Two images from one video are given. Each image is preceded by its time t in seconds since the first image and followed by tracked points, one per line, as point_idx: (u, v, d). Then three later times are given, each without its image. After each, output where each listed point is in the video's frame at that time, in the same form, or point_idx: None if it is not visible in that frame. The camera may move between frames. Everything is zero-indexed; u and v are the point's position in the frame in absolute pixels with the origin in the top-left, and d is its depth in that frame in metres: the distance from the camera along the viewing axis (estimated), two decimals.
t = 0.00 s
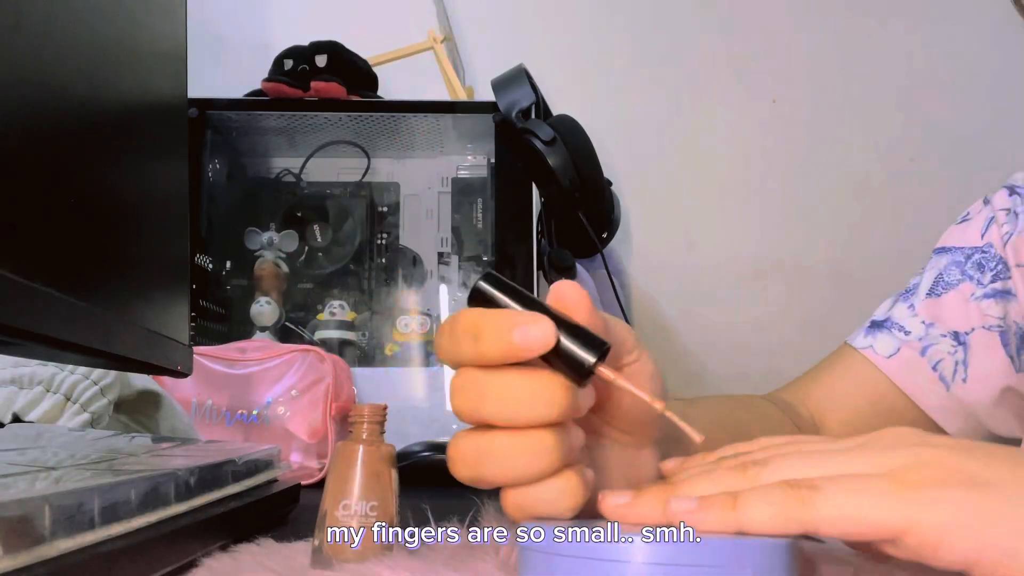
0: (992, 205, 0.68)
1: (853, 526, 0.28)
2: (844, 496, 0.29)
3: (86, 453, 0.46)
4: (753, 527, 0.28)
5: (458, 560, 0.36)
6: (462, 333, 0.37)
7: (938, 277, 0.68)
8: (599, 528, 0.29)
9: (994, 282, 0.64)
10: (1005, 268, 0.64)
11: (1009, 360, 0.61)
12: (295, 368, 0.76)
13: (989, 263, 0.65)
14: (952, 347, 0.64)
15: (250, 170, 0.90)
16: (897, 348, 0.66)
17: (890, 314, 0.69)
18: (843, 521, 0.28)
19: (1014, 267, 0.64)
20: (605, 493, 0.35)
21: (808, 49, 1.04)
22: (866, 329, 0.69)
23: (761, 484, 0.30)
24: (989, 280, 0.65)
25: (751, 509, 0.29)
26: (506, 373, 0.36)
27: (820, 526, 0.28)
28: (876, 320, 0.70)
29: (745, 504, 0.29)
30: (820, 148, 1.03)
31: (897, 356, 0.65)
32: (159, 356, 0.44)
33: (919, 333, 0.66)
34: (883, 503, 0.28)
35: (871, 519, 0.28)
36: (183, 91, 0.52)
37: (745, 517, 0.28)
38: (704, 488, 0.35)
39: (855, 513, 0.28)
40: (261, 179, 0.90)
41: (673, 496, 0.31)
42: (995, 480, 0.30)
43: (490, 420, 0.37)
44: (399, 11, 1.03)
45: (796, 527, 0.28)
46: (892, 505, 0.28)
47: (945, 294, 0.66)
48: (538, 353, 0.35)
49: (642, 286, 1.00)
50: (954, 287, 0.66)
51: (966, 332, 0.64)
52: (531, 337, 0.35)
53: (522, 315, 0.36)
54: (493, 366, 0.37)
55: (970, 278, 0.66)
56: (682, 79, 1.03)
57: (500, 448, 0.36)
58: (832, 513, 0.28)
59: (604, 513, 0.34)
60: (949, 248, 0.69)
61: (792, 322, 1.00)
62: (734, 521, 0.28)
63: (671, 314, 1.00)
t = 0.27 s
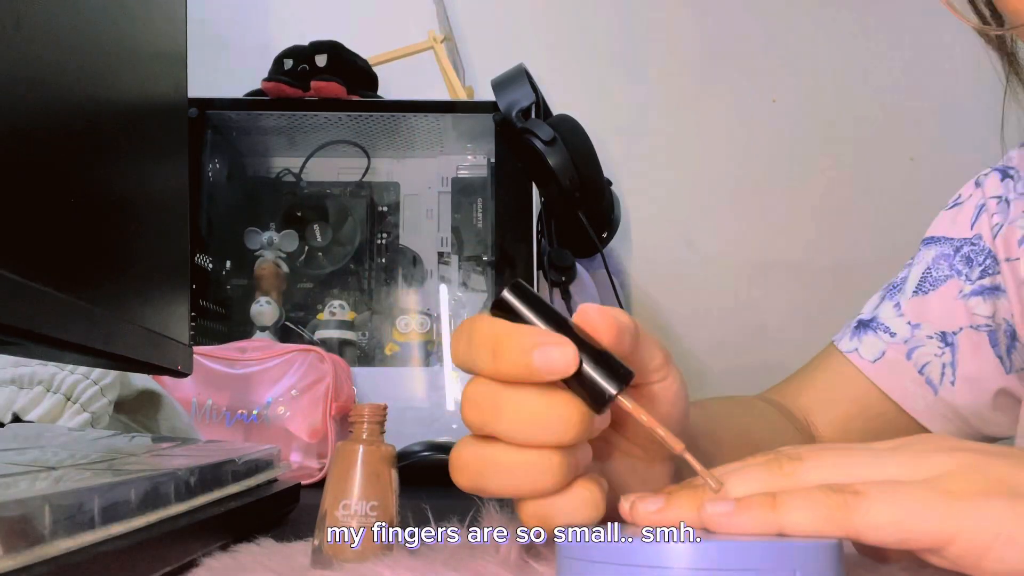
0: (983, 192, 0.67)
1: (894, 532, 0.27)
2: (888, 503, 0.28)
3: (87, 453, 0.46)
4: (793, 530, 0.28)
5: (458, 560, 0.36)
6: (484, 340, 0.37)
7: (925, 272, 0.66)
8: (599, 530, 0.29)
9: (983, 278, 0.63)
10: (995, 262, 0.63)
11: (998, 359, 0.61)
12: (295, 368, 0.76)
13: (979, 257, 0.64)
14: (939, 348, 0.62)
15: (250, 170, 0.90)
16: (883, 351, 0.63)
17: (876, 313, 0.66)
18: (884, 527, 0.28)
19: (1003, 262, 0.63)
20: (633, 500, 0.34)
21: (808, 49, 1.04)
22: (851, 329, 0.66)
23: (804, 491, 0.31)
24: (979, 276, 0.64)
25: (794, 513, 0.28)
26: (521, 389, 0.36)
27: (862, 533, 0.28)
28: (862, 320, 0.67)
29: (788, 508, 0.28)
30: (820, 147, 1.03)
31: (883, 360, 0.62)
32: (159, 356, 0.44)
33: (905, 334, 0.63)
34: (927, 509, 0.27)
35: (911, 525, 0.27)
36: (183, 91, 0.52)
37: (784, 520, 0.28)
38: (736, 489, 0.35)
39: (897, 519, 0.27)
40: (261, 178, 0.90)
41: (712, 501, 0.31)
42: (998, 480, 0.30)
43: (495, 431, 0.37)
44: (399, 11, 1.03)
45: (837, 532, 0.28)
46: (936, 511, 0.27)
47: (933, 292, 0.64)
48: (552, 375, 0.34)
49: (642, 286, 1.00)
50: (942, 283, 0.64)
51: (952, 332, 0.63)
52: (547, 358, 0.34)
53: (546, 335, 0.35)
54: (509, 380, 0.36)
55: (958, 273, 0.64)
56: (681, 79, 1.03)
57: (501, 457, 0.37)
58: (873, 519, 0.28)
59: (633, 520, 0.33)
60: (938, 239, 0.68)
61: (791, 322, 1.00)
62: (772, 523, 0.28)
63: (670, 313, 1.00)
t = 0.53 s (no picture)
0: (976, 187, 0.66)
1: (894, 533, 0.27)
2: (887, 504, 0.28)
3: (87, 453, 0.46)
4: (794, 530, 0.28)
5: (458, 560, 0.36)
6: (492, 349, 0.36)
7: (916, 270, 0.64)
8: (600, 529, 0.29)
9: (975, 276, 0.63)
10: (987, 260, 0.63)
11: (989, 359, 0.61)
12: (295, 368, 0.76)
13: (970, 255, 0.63)
14: (930, 348, 0.61)
15: (250, 170, 0.90)
16: (874, 352, 0.61)
17: (866, 312, 0.65)
18: (885, 529, 0.28)
19: (995, 259, 0.62)
20: (633, 500, 0.34)
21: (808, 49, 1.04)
22: (843, 329, 0.64)
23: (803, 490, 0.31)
24: (971, 275, 0.63)
25: (795, 513, 0.28)
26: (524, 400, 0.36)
27: (862, 534, 0.28)
28: (852, 320, 0.65)
29: (788, 508, 0.28)
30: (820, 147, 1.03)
31: (874, 360, 0.61)
32: (159, 356, 0.44)
33: (896, 334, 0.62)
34: (927, 511, 0.27)
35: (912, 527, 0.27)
36: (183, 91, 0.52)
37: (784, 520, 0.28)
38: (735, 489, 0.35)
39: (898, 521, 0.27)
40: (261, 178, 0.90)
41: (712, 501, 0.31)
42: (998, 479, 0.30)
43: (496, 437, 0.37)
44: (399, 11, 1.03)
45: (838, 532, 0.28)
46: (937, 513, 0.27)
47: (923, 291, 0.63)
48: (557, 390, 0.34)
49: (642, 286, 1.00)
50: (933, 281, 0.63)
51: (943, 331, 0.62)
52: (553, 373, 0.33)
53: (555, 349, 0.34)
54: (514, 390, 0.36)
55: (949, 270, 0.63)
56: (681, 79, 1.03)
57: (502, 461, 0.37)
58: (873, 520, 0.28)
59: (634, 521, 0.33)
60: (928, 235, 0.67)
61: (791, 322, 1.00)
62: (771, 523, 0.28)
63: (670, 313, 1.00)
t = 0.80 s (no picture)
0: (975, 187, 0.66)
1: (893, 536, 0.28)
2: (887, 507, 0.28)
3: (87, 453, 0.46)
4: (793, 531, 0.28)
5: (458, 560, 0.36)
6: (490, 346, 0.36)
7: (916, 269, 0.64)
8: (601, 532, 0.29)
9: (974, 275, 0.62)
10: (985, 259, 0.63)
11: (988, 358, 0.61)
12: (295, 368, 0.76)
13: (969, 254, 0.63)
14: (929, 348, 0.61)
15: (250, 170, 0.90)
16: (872, 352, 0.61)
17: (866, 313, 0.65)
18: (884, 532, 0.28)
19: (994, 258, 0.62)
20: (633, 500, 0.34)
21: (808, 49, 1.04)
22: (843, 330, 0.65)
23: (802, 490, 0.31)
24: (969, 274, 0.63)
25: (794, 514, 0.28)
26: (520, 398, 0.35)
27: (862, 536, 0.28)
28: (852, 320, 0.65)
29: (788, 509, 0.28)
30: (819, 148, 1.03)
31: (872, 361, 0.61)
32: (159, 356, 0.44)
33: (894, 334, 0.62)
34: (927, 516, 0.27)
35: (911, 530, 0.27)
36: (183, 91, 0.52)
37: (784, 521, 0.28)
38: (734, 490, 0.35)
39: (897, 523, 0.28)
40: (261, 178, 0.90)
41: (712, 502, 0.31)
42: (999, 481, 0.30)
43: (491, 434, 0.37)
44: (399, 11, 1.03)
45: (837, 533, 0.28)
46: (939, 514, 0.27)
47: (922, 290, 0.63)
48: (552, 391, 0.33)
49: (642, 286, 1.01)
50: (932, 280, 0.63)
51: (941, 331, 0.62)
52: (551, 375, 0.33)
53: (553, 349, 0.34)
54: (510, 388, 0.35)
55: (948, 270, 0.63)
56: (681, 79, 1.03)
57: (495, 458, 0.37)
58: (873, 522, 0.28)
59: (633, 521, 0.33)
60: (927, 236, 0.67)
61: (791, 322, 1.00)
62: (771, 524, 0.28)
63: (670, 313, 1.00)
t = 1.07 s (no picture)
0: (971, 185, 0.65)
1: (892, 519, 0.27)
2: (880, 489, 0.28)
3: (87, 453, 0.46)
4: (793, 526, 0.28)
5: (458, 560, 0.36)
6: (457, 334, 0.37)
7: (910, 266, 0.64)
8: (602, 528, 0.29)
9: (968, 274, 0.62)
10: (980, 258, 0.62)
11: (979, 356, 0.61)
12: (295, 368, 0.76)
13: (964, 253, 0.63)
14: (921, 345, 0.61)
15: (250, 170, 0.90)
16: (864, 347, 0.61)
17: (859, 308, 0.65)
18: (882, 512, 0.27)
19: (989, 258, 0.62)
20: (633, 500, 0.34)
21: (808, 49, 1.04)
22: (835, 324, 0.65)
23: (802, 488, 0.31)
24: (963, 273, 0.62)
25: (793, 508, 0.28)
26: (500, 380, 0.35)
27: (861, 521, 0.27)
28: (845, 314, 0.65)
29: (783, 503, 0.28)
30: (819, 148, 1.03)
31: (864, 356, 0.61)
32: (159, 356, 0.44)
33: (886, 330, 0.62)
34: (920, 492, 0.27)
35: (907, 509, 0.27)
36: (184, 92, 0.52)
37: (782, 516, 0.28)
38: (738, 489, 0.35)
39: (894, 504, 0.27)
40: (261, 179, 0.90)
41: (710, 498, 0.31)
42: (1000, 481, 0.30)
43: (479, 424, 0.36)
44: (399, 11, 1.03)
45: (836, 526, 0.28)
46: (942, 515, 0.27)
47: (915, 287, 0.62)
48: (527, 360, 0.34)
49: (642, 286, 1.00)
50: (926, 277, 0.63)
51: (933, 328, 0.61)
52: (522, 347, 0.34)
53: (522, 326, 0.35)
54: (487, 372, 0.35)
55: (943, 267, 0.63)
56: (681, 79, 1.03)
57: (487, 453, 0.36)
58: (870, 505, 0.27)
59: (633, 519, 0.33)
60: (924, 233, 0.66)
61: (792, 322, 1.00)
62: (769, 519, 0.28)
63: (670, 314, 1.00)
